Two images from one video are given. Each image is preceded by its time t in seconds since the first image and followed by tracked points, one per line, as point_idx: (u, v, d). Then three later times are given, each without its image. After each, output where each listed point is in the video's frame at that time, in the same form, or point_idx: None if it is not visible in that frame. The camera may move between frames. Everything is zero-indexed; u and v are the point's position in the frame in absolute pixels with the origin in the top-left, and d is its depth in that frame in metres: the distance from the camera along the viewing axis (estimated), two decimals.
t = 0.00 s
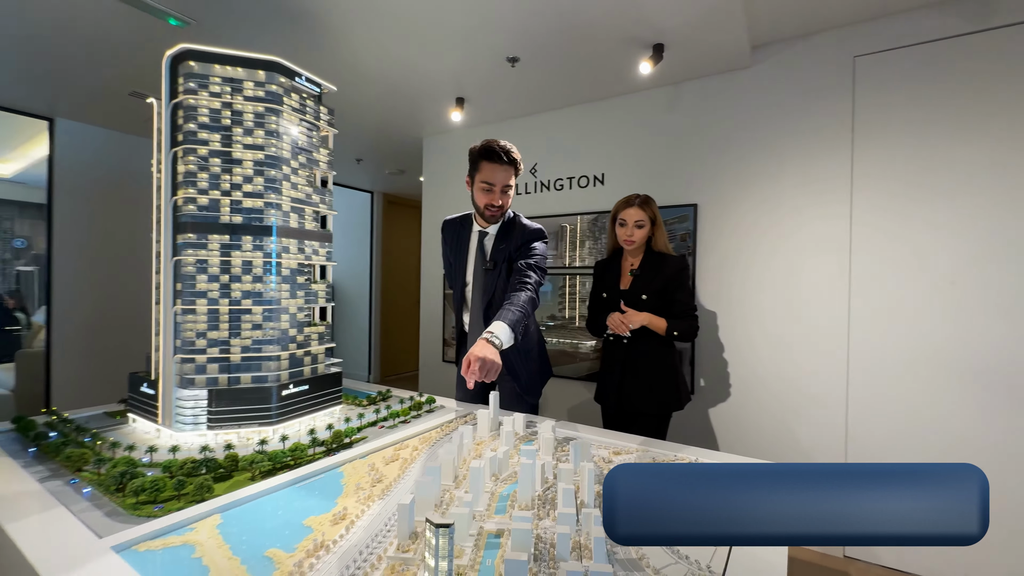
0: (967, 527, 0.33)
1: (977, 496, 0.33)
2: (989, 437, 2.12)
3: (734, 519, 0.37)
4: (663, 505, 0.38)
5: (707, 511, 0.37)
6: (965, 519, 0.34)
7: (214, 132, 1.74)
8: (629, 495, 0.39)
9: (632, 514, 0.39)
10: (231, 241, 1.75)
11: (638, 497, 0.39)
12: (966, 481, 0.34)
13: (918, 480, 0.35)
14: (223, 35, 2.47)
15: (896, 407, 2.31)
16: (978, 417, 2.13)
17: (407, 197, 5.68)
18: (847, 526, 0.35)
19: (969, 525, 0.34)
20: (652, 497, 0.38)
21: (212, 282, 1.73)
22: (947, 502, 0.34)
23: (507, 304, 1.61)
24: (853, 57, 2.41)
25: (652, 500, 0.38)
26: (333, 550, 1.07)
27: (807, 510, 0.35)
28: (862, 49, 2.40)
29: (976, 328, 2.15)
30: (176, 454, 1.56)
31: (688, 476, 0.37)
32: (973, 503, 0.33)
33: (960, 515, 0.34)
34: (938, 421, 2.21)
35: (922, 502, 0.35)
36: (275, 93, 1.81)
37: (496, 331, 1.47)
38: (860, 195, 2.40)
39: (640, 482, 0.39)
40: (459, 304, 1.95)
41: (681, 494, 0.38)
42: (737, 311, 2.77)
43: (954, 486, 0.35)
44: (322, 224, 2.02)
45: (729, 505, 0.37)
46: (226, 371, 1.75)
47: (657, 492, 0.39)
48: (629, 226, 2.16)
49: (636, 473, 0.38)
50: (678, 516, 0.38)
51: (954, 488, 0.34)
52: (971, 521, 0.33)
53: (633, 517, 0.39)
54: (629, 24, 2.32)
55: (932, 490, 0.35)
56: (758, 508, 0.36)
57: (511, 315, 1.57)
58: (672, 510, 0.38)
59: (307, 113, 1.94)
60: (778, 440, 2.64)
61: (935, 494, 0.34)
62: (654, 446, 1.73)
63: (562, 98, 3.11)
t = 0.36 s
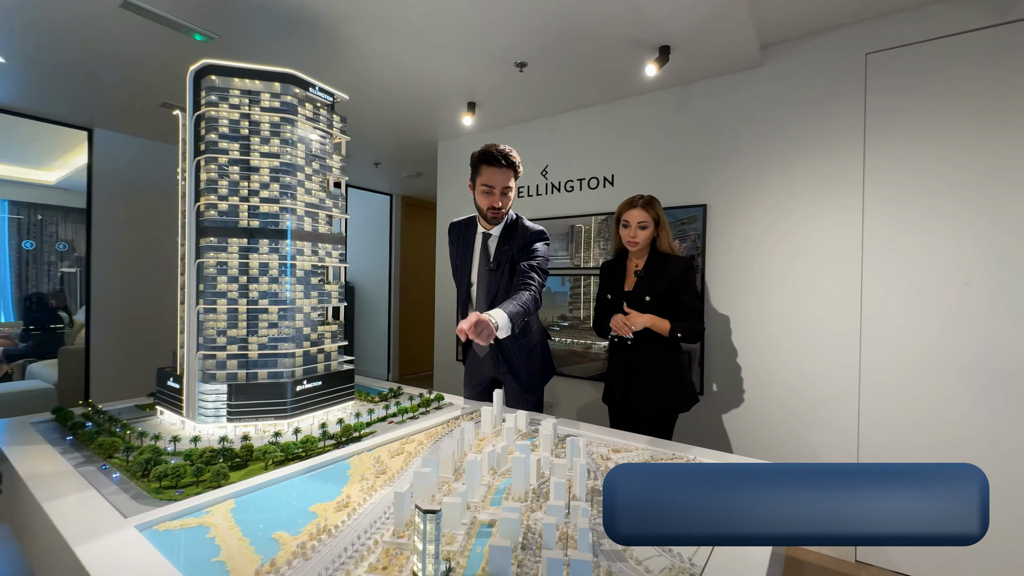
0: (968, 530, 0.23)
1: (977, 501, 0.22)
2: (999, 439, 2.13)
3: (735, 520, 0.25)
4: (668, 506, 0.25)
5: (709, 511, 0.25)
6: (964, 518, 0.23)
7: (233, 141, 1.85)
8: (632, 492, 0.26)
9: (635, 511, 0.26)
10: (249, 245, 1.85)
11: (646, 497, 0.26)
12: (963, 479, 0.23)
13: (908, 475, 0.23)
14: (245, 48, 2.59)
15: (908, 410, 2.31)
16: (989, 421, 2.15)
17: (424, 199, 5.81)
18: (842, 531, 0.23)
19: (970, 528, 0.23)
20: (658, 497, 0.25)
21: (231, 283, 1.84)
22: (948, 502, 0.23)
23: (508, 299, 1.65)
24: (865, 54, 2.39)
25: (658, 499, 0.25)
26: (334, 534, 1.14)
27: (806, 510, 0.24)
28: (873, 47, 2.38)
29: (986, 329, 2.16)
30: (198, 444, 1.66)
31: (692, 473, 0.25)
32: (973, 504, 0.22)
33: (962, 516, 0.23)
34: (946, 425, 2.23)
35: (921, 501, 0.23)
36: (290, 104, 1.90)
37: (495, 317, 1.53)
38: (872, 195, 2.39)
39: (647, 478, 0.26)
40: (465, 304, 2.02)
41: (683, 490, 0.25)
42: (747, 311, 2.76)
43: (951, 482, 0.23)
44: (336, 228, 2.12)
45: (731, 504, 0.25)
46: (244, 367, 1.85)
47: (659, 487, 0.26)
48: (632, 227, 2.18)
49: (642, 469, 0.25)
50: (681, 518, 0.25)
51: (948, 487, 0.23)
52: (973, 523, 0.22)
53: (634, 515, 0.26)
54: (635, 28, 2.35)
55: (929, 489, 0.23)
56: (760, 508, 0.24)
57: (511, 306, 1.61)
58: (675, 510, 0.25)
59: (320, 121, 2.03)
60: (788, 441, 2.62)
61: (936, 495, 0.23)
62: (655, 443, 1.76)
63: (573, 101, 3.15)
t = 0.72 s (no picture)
0: (972, 531, 0.21)
1: (980, 502, 0.20)
2: (1000, 438, 2.14)
3: (734, 520, 0.23)
4: (668, 506, 0.24)
5: (709, 509, 0.23)
6: (967, 518, 0.21)
7: (252, 150, 1.97)
8: (633, 493, 0.24)
9: (637, 513, 0.24)
10: (266, 248, 1.97)
11: (646, 500, 0.24)
12: (968, 478, 0.21)
13: (906, 474, 0.22)
14: (265, 60, 2.73)
15: (914, 410, 2.31)
16: (995, 420, 2.14)
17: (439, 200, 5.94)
18: (838, 530, 0.21)
19: (975, 529, 0.21)
20: (656, 497, 0.24)
21: (250, 283, 1.96)
22: (950, 502, 0.21)
23: (505, 300, 1.73)
24: (869, 55, 2.39)
25: (660, 498, 0.24)
26: (339, 516, 1.23)
27: (807, 509, 0.22)
28: (878, 47, 2.38)
29: (991, 329, 2.15)
30: (218, 433, 1.78)
31: (684, 470, 0.23)
32: (976, 504, 0.20)
33: (965, 516, 0.21)
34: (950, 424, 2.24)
35: (921, 500, 0.21)
36: (304, 114, 2.01)
37: (492, 325, 1.59)
38: (875, 195, 2.39)
39: (650, 478, 0.25)
40: (469, 303, 2.10)
41: (683, 489, 0.24)
42: (753, 311, 2.77)
43: (951, 479, 0.21)
44: (348, 230, 2.22)
45: (732, 504, 0.23)
46: (262, 362, 1.97)
47: (658, 485, 0.24)
48: (631, 229, 2.24)
49: (641, 467, 0.24)
50: (680, 518, 0.24)
51: (951, 486, 0.21)
52: (978, 524, 0.20)
53: (636, 515, 0.24)
54: (637, 33, 2.41)
55: (936, 487, 0.21)
56: (760, 508, 0.22)
57: (507, 310, 1.67)
58: (674, 509, 0.24)
59: (333, 130, 2.14)
60: (793, 441, 2.63)
61: (942, 494, 0.21)
62: (650, 440, 1.82)
63: (580, 105, 3.22)
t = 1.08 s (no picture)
0: (971, 533, 0.16)
1: (979, 503, 0.16)
2: (997, 437, 2.15)
3: (734, 520, 0.18)
4: (673, 508, 0.18)
5: (706, 509, 0.18)
6: (966, 518, 0.16)
7: (264, 157, 2.07)
8: (634, 492, 0.19)
9: (634, 512, 0.18)
10: (278, 249, 2.07)
11: (648, 498, 0.18)
12: (965, 475, 0.17)
13: (906, 469, 0.17)
14: (278, 69, 2.84)
15: (915, 410, 2.32)
16: (994, 419, 2.15)
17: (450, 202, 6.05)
18: (836, 535, 0.16)
19: (975, 530, 0.17)
20: (660, 497, 0.18)
21: (263, 283, 2.06)
22: (950, 502, 0.16)
23: (504, 300, 1.80)
24: (869, 56, 2.41)
25: (661, 497, 0.18)
26: (343, 502, 1.32)
27: (806, 509, 0.17)
28: (878, 48, 2.40)
29: (992, 329, 2.15)
30: (233, 425, 1.88)
31: (698, 467, 0.17)
32: (976, 502, 0.16)
33: (964, 516, 0.16)
34: (950, 426, 2.25)
35: (921, 500, 0.17)
36: (314, 122, 2.11)
37: (491, 324, 1.66)
38: (875, 196, 2.41)
39: (651, 475, 0.19)
40: (473, 303, 2.18)
41: (678, 489, 0.18)
42: (755, 311, 2.79)
43: (947, 485, 0.17)
44: (356, 233, 2.30)
45: (731, 504, 0.17)
46: (273, 359, 2.06)
47: (655, 483, 0.19)
48: (629, 231, 2.30)
49: (642, 465, 0.18)
50: (681, 521, 0.18)
51: (947, 483, 0.17)
52: (979, 526, 0.16)
53: (632, 514, 0.19)
54: (636, 37, 2.46)
55: (929, 483, 0.17)
56: (758, 508, 0.17)
57: (505, 310, 1.74)
58: (673, 509, 0.18)
59: (341, 136, 2.23)
60: (794, 439, 2.66)
61: (939, 493, 0.16)
62: (644, 436, 1.88)
63: (584, 108, 3.28)
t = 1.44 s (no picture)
0: (971, 533, 0.15)
1: (979, 501, 0.15)
2: (990, 437, 2.16)
3: (733, 520, 0.17)
4: (675, 507, 0.17)
5: (707, 508, 0.17)
6: (966, 518, 0.15)
7: (271, 161, 2.14)
8: (634, 492, 0.18)
9: (633, 512, 0.17)
10: (283, 251, 2.14)
11: (651, 498, 0.17)
12: (965, 474, 0.16)
13: (909, 468, 0.16)
14: (286, 75, 2.91)
15: (911, 411, 2.33)
16: (988, 419, 2.16)
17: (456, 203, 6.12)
18: (839, 534, 0.15)
19: (976, 530, 0.16)
20: (665, 497, 0.17)
21: (269, 283, 2.13)
22: (949, 502, 0.15)
23: (502, 301, 1.85)
24: (867, 58, 2.42)
25: (663, 497, 0.17)
26: (342, 493, 1.38)
27: (805, 508, 0.16)
28: (875, 50, 2.41)
29: (986, 329, 2.16)
30: (241, 420, 1.95)
31: (707, 465, 0.16)
32: (976, 502, 0.15)
33: (965, 516, 0.15)
34: (946, 426, 2.25)
35: (920, 499, 0.16)
36: (319, 127, 2.18)
37: (488, 324, 1.71)
38: (872, 196, 2.42)
39: (649, 473, 0.18)
40: (472, 303, 2.24)
41: (677, 487, 0.17)
42: (754, 311, 2.82)
43: (945, 482, 0.16)
44: (360, 235, 2.37)
45: (726, 500, 0.17)
46: (279, 357, 2.13)
47: (654, 483, 0.18)
48: (626, 232, 2.34)
49: (640, 463, 0.17)
50: (684, 521, 0.17)
51: (945, 483, 0.16)
52: (979, 526, 0.15)
53: (633, 516, 0.18)
54: (632, 41, 2.50)
55: (926, 482, 0.16)
56: (757, 504, 0.16)
57: (502, 310, 1.79)
58: (669, 506, 0.17)
59: (345, 141, 2.29)
60: (791, 439, 2.68)
61: (938, 492, 0.15)
62: (637, 433, 1.92)
63: (585, 111, 3.32)
